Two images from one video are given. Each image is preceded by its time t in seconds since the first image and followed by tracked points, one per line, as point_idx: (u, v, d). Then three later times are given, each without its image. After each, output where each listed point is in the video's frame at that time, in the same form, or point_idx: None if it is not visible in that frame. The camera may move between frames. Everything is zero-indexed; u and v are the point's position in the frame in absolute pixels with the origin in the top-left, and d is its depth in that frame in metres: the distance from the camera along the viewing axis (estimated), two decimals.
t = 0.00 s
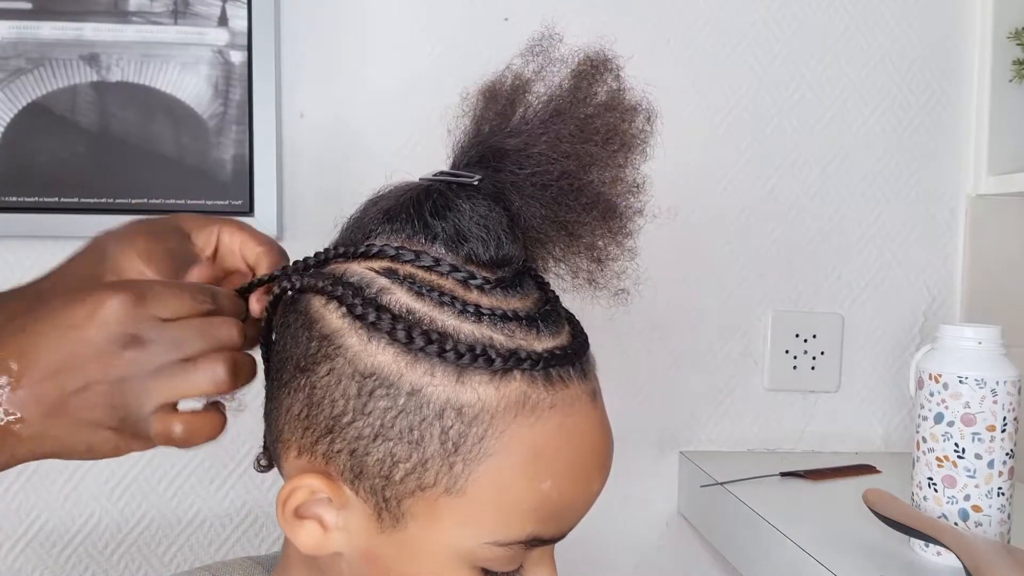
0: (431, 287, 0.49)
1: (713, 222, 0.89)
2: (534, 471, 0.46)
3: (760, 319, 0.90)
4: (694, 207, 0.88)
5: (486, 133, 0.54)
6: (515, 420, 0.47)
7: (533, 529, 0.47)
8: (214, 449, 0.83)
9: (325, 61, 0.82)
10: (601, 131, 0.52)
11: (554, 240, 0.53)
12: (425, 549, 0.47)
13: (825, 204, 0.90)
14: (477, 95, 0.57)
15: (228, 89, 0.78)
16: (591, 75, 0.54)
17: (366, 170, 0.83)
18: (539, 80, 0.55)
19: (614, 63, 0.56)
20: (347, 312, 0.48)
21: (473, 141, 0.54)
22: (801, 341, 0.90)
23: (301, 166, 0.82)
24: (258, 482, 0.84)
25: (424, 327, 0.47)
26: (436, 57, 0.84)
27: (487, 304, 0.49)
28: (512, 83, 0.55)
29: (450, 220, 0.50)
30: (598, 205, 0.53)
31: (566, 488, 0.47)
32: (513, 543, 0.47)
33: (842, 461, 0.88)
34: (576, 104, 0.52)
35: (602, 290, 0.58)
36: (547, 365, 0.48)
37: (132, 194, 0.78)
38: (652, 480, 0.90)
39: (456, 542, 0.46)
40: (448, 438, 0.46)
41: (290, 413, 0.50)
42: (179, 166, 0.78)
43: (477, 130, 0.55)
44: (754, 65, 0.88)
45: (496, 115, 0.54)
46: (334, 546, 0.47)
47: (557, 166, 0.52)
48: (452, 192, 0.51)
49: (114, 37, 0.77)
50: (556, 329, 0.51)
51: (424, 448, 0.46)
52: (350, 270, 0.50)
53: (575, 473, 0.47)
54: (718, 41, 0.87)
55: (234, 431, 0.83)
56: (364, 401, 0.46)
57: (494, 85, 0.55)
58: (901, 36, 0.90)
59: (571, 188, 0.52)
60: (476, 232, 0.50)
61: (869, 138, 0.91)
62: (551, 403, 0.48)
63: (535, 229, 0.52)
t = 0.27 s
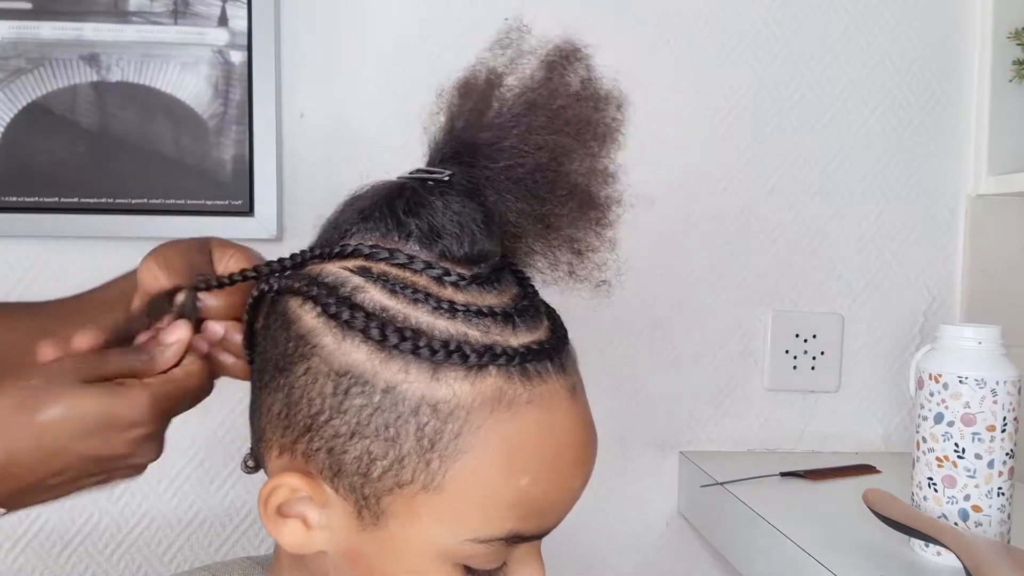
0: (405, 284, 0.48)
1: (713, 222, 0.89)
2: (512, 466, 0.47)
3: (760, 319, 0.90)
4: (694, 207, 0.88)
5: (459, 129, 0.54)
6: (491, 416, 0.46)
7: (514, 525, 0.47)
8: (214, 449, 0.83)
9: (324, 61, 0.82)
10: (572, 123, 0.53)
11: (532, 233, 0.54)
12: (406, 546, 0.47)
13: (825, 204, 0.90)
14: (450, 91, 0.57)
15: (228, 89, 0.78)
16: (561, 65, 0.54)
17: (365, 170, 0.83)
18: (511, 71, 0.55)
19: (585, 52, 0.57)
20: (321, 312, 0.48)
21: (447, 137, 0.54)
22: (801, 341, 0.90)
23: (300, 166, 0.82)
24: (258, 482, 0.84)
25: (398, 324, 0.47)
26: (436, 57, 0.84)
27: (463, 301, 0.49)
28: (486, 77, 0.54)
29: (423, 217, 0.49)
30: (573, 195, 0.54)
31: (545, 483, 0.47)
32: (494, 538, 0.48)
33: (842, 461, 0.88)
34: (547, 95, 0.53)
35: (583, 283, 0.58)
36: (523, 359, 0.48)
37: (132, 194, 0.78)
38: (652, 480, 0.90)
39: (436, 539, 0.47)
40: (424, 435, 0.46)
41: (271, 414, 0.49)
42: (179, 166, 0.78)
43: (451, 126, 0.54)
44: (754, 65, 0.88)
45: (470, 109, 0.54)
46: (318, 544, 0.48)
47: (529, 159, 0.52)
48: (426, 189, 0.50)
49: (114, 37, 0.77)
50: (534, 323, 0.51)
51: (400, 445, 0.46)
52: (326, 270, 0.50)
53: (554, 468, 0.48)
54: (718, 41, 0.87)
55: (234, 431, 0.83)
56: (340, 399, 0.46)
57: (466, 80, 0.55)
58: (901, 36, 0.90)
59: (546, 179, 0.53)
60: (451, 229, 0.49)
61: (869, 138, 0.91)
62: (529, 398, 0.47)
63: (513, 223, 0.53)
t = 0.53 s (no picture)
0: (392, 279, 0.48)
1: (712, 222, 0.89)
2: (498, 461, 0.46)
3: (760, 319, 0.90)
4: (694, 207, 0.88)
5: (454, 127, 0.54)
6: (476, 411, 0.46)
7: (502, 522, 0.46)
8: (214, 449, 0.83)
9: (324, 62, 0.82)
10: (566, 119, 0.53)
11: (525, 230, 0.54)
12: (394, 543, 0.47)
13: (825, 204, 0.90)
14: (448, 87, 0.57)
15: (228, 89, 0.78)
16: (557, 61, 0.54)
17: (365, 170, 0.83)
18: (507, 67, 0.54)
19: (582, 47, 0.56)
20: (308, 307, 0.48)
21: (442, 133, 0.54)
22: (801, 341, 0.90)
23: (300, 166, 0.82)
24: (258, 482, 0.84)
25: (384, 319, 0.47)
26: (436, 57, 0.84)
27: (450, 296, 0.48)
28: (484, 74, 0.54)
29: (413, 213, 0.49)
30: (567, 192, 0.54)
31: (533, 479, 0.46)
32: (482, 536, 0.46)
33: (841, 461, 0.88)
34: (543, 92, 0.53)
35: (580, 280, 0.59)
36: (511, 353, 0.48)
37: (132, 194, 0.78)
38: (652, 480, 0.90)
39: (424, 536, 0.46)
40: (407, 430, 0.46)
41: (260, 410, 0.50)
42: (180, 166, 0.78)
43: (447, 123, 0.55)
44: (754, 65, 0.88)
45: (466, 105, 0.54)
46: (307, 542, 0.48)
47: (524, 155, 0.52)
48: (414, 186, 0.51)
49: (114, 37, 0.77)
50: (523, 317, 0.51)
51: (384, 440, 0.46)
52: (315, 266, 0.50)
53: (541, 464, 0.47)
54: (717, 42, 0.87)
55: (234, 431, 0.83)
56: (324, 395, 0.46)
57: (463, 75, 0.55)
58: (901, 36, 0.90)
59: (540, 175, 0.53)
60: (439, 224, 0.49)
61: (869, 138, 0.91)
62: (516, 393, 0.47)
63: (505, 220, 0.53)
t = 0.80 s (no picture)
0: (385, 273, 0.48)
1: (712, 222, 0.89)
2: (498, 445, 0.46)
3: (760, 319, 0.90)
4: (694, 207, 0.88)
5: (434, 124, 0.54)
6: (475, 396, 0.46)
7: (504, 504, 0.46)
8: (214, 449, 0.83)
9: (324, 62, 0.82)
10: (543, 110, 0.53)
11: (510, 222, 0.54)
12: (399, 534, 0.47)
13: (825, 204, 0.90)
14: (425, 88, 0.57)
15: (228, 89, 0.78)
16: (531, 55, 0.55)
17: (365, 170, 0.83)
18: (483, 64, 0.55)
19: (553, 43, 0.57)
20: (304, 304, 0.48)
21: (422, 131, 0.55)
22: (801, 341, 0.90)
23: (300, 166, 0.82)
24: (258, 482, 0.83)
25: (379, 312, 0.47)
26: (436, 57, 0.84)
27: (443, 286, 0.48)
28: (460, 71, 0.55)
29: (400, 208, 0.50)
30: (548, 183, 0.54)
31: (533, 461, 0.46)
32: (486, 521, 0.46)
33: (841, 461, 0.88)
34: (519, 85, 0.53)
35: (564, 268, 0.59)
36: (505, 340, 0.48)
37: (132, 194, 0.78)
38: (652, 480, 0.90)
39: (428, 525, 0.46)
40: (408, 418, 0.46)
41: (260, 410, 0.50)
42: (180, 166, 0.78)
43: (426, 121, 0.55)
44: (754, 66, 0.88)
45: (444, 103, 0.54)
46: (313, 538, 0.48)
47: (504, 146, 0.52)
48: (402, 182, 0.51)
49: (114, 37, 0.77)
50: (514, 305, 0.51)
51: (385, 431, 0.46)
52: (307, 265, 0.50)
53: (540, 446, 0.47)
54: (717, 42, 0.87)
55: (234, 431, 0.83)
56: (324, 389, 0.46)
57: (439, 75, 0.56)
58: (901, 36, 0.90)
59: (521, 167, 0.53)
60: (427, 218, 0.49)
61: (869, 138, 0.91)
62: (513, 376, 0.47)
63: (490, 212, 0.53)
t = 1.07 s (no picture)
0: (410, 278, 0.48)
1: (713, 222, 0.88)
2: (520, 452, 0.46)
3: (760, 319, 0.90)
4: (694, 207, 0.88)
5: (456, 130, 0.54)
6: (499, 404, 0.47)
7: (521, 510, 0.46)
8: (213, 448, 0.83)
9: (324, 61, 0.82)
10: (570, 122, 0.53)
11: (529, 229, 0.54)
12: (415, 536, 0.47)
13: (825, 204, 0.90)
14: (447, 93, 0.57)
15: (228, 89, 0.78)
16: (557, 68, 0.55)
17: (365, 170, 0.83)
18: (508, 73, 0.55)
19: (580, 54, 0.57)
20: (328, 308, 0.48)
21: (445, 136, 0.54)
22: (802, 341, 0.90)
23: (300, 166, 0.82)
24: (257, 482, 0.83)
25: (404, 317, 0.47)
26: (436, 57, 0.84)
27: (466, 293, 0.48)
28: (482, 78, 0.55)
29: (425, 213, 0.49)
30: (569, 194, 0.54)
31: (552, 468, 0.47)
32: (502, 525, 0.47)
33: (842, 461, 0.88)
34: (545, 96, 0.53)
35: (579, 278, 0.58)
36: (527, 348, 0.48)
37: (132, 194, 0.78)
38: (652, 480, 0.90)
39: (446, 528, 0.46)
40: (432, 425, 0.46)
41: (277, 411, 0.49)
42: (179, 166, 0.78)
43: (448, 127, 0.54)
44: (754, 66, 0.88)
45: (467, 109, 0.54)
46: (327, 539, 0.47)
47: (529, 156, 0.52)
48: (427, 186, 0.50)
49: (114, 37, 0.77)
50: (535, 313, 0.51)
51: (408, 436, 0.46)
52: (330, 267, 0.50)
53: (560, 454, 0.47)
54: (717, 42, 0.87)
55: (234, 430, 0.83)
56: (348, 393, 0.46)
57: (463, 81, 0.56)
58: (902, 36, 0.90)
59: (544, 177, 0.53)
60: (452, 224, 0.49)
61: (869, 138, 0.91)
62: (535, 385, 0.48)
63: (509, 219, 0.53)
